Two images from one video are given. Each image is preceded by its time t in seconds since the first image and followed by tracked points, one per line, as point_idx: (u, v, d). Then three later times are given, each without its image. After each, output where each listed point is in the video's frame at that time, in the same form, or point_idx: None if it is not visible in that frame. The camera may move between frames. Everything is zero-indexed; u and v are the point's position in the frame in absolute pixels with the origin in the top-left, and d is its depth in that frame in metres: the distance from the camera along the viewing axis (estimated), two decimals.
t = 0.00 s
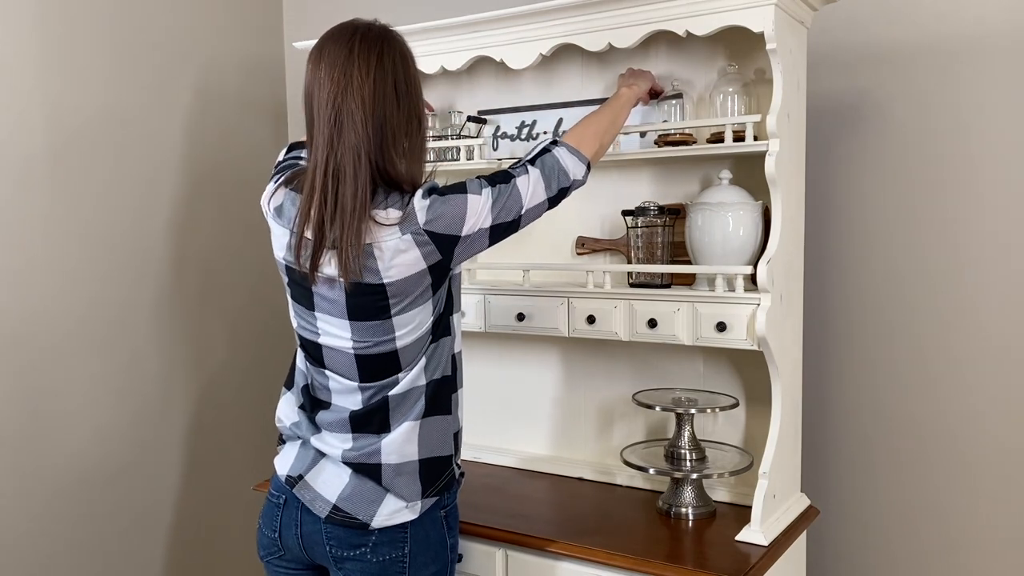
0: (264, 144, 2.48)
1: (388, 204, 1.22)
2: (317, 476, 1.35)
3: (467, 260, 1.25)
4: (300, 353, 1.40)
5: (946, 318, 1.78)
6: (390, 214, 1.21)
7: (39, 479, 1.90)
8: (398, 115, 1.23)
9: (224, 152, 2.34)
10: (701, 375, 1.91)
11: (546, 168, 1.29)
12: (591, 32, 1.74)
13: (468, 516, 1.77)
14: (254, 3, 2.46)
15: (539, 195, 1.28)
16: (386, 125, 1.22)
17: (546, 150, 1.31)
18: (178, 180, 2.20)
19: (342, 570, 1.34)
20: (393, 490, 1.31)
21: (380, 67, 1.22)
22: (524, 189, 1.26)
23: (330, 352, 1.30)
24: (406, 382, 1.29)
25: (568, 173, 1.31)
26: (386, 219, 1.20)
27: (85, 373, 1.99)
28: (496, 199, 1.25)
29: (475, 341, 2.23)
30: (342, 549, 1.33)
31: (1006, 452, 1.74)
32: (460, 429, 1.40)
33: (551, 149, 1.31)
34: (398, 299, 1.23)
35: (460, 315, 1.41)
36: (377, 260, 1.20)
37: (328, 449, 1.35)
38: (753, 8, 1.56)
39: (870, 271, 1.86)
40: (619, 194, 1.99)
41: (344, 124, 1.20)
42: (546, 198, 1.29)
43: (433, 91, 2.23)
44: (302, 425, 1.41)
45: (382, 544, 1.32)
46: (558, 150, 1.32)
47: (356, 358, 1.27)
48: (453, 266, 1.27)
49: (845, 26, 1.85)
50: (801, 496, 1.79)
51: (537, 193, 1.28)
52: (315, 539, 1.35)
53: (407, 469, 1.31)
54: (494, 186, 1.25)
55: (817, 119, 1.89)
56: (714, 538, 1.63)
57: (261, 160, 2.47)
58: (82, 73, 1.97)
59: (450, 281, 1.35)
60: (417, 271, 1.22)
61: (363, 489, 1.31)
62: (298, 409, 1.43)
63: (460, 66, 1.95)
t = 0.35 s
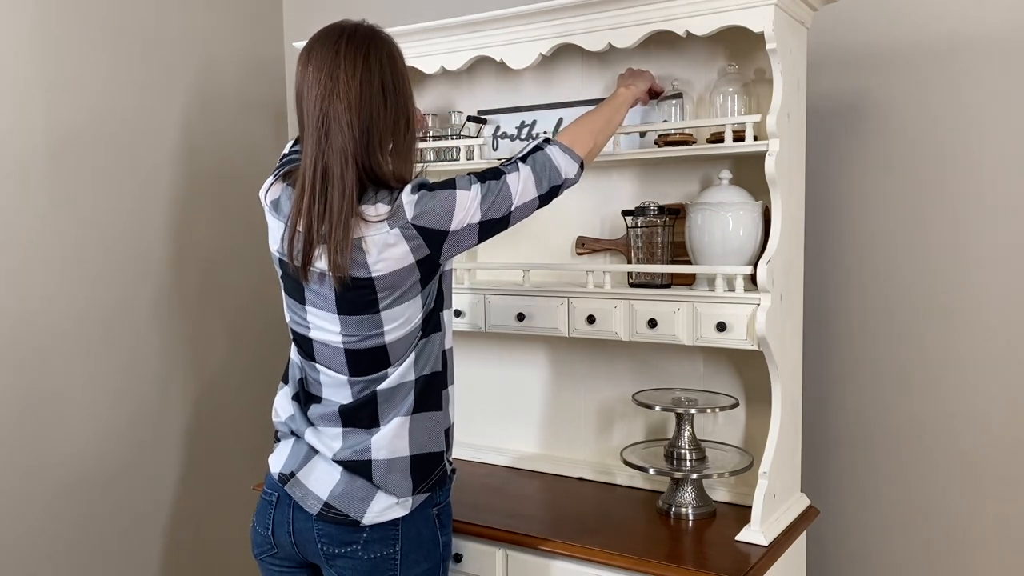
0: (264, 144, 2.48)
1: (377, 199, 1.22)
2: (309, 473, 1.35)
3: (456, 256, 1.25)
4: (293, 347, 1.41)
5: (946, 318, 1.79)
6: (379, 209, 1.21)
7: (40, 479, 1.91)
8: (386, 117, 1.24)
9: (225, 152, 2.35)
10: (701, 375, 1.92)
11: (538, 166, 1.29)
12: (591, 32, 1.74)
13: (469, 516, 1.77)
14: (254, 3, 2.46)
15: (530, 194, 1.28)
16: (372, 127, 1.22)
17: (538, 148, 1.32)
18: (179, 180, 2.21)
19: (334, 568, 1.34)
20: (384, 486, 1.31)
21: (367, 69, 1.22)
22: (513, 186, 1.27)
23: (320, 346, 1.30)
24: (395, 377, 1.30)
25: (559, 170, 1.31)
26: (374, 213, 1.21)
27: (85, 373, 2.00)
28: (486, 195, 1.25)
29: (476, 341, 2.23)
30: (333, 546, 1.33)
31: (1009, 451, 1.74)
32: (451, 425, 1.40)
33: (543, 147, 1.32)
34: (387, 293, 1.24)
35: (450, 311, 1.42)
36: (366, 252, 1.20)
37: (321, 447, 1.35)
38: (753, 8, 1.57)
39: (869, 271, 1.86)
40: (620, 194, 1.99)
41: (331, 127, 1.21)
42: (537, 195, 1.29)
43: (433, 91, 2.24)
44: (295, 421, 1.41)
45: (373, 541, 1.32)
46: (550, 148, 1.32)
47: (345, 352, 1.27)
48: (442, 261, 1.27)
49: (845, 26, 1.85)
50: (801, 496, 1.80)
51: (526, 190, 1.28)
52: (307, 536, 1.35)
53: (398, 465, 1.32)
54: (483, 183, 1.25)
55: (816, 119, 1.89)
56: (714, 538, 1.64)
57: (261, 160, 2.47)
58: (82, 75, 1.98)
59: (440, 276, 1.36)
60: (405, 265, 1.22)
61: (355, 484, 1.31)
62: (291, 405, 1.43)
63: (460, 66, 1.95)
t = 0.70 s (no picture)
0: (263, 144, 2.48)
1: (376, 198, 1.22)
2: (309, 472, 1.35)
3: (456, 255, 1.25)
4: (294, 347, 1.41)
5: (946, 318, 1.79)
6: (379, 208, 1.21)
7: (39, 479, 1.91)
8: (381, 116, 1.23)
9: (224, 152, 2.35)
10: (701, 375, 1.92)
11: (537, 164, 1.29)
12: (591, 32, 1.74)
13: (468, 516, 1.77)
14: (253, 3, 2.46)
15: (530, 192, 1.28)
16: (365, 125, 1.22)
17: (537, 146, 1.32)
18: (178, 180, 2.21)
19: (335, 567, 1.34)
20: (384, 485, 1.31)
21: (361, 67, 1.22)
22: (512, 184, 1.26)
23: (321, 346, 1.30)
24: (396, 376, 1.30)
25: (558, 169, 1.31)
26: (374, 211, 1.21)
27: (85, 373, 2.00)
28: (485, 193, 1.25)
29: (475, 341, 2.23)
30: (334, 546, 1.33)
31: (1009, 451, 1.74)
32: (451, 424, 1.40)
33: (541, 146, 1.31)
34: (388, 292, 1.24)
35: (450, 310, 1.42)
36: (366, 252, 1.20)
37: (322, 446, 1.35)
38: (753, 8, 1.57)
39: (869, 271, 1.86)
40: (620, 194, 1.99)
41: (322, 121, 1.21)
42: (537, 193, 1.29)
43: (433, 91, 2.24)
44: (295, 420, 1.41)
45: (374, 541, 1.32)
46: (549, 146, 1.32)
47: (346, 352, 1.27)
48: (443, 260, 1.27)
49: (845, 26, 1.85)
50: (801, 496, 1.79)
51: (527, 188, 1.28)
52: (307, 536, 1.35)
53: (398, 464, 1.32)
54: (483, 181, 1.25)
55: (816, 119, 1.89)
56: (714, 538, 1.64)
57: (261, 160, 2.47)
58: (82, 74, 1.98)
59: (440, 275, 1.36)
60: (406, 263, 1.22)
61: (356, 484, 1.31)
62: (291, 404, 1.43)
63: (460, 66, 1.95)
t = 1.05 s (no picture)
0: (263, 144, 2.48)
1: (372, 197, 1.22)
2: (311, 471, 1.36)
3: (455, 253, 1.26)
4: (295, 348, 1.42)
5: (946, 318, 1.79)
6: (376, 207, 1.21)
7: (40, 480, 1.91)
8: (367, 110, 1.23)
9: (225, 152, 2.35)
10: (702, 375, 1.92)
11: (534, 162, 1.30)
12: (591, 33, 1.75)
13: (469, 516, 1.77)
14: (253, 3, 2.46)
15: (528, 191, 1.29)
16: (350, 121, 1.22)
17: (534, 145, 1.32)
18: (178, 180, 2.21)
19: (335, 565, 1.34)
20: (384, 484, 1.31)
21: (344, 65, 1.22)
22: (510, 183, 1.27)
23: (322, 347, 1.30)
24: (396, 375, 1.30)
25: (555, 167, 1.31)
26: (372, 211, 1.21)
27: (85, 373, 2.00)
28: (482, 192, 1.25)
29: (476, 342, 2.24)
30: (335, 543, 1.33)
31: (1009, 451, 1.74)
32: (451, 423, 1.40)
33: (539, 144, 1.32)
34: (387, 292, 1.24)
35: (450, 309, 1.42)
36: (364, 252, 1.21)
37: (323, 445, 1.36)
38: (753, 8, 1.57)
39: (869, 271, 1.86)
40: (620, 195, 1.99)
41: (309, 122, 1.22)
42: (535, 190, 1.29)
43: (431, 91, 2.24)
44: (297, 421, 1.41)
45: (374, 538, 1.32)
46: (546, 145, 1.32)
47: (347, 352, 1.28)
48: (441, 259, 1.27)
49: (845, 26, 1.85)
50: (801, 496, 1.80)
51: (525, 187, 1.28)
52: (308, 534, 1.35)
53: (398, 463, 1.32)
54: (480, 180, 1.25)
55: (816, 119, 1.90)
56: (714, 538, 1.64)
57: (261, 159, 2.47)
58: (82, 74, 1.98)
59: (439, 275, 1.36)
60: (404, 263, 1.23)
61: (356, 482, 1.32)
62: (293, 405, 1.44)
63: (460, 66, 1.95)
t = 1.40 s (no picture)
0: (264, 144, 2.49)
1: (369, 200, 1.23)
2: (314, 470, 1.36)
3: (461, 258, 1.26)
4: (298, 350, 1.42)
5: (945, 318, 1.79)
6: (382, 213, 1.21)
7: (40, 479, 1.91)
8: (357, 114, 1.23)
9: (225, 152, 2.35)
10: (702, 375, 1.92)
11: (540, 169, 1.30)
12: (591, 32, 1.75)
13: (469, 516, 1.77)
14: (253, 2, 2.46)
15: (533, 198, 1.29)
16: (329, 123, 1.22)
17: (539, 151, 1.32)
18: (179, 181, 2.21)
19: (338, 563, 1.35)
20: (387, 484, 1.32)
21: (319, 67, 1.23)
22: (516, 189, 1.27)
23: (329, 351, 1.30)
24: (402, 378, 1.30)
25: (560, 173, 1.31)
26: (378, 216, 1.21)
27: (85, 373, 2.00)
28: (489, 198, 1.25)
29: (476, 341, 2.24)
30: (337, 541, 1.33)
31: (1008, 451, 1.74)
32: (455, 424, 1.41)
33: (544, 150, 1.32)
34: (393, 296, 1.24)
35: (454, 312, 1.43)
36: (371, 258, 1.21)
37: (326, 445, 1.36)
38: (753, 8, 1.57)
39: (869, 271, 1.87)
40: (620, 195, 2.00)
41: (301, 124, 1.23)
42: (540, 197, 1.30)
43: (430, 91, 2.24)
44: (300, 421, 1.42)
45: (377, 536, 1.33)
46: (552, 151, 1.32)
47: (352, 355, 1.28)
48: (447, 263, 1.27)
49: (846, 26, 1.85)
50: (801, 496, 1.80)
51: (531, 194, 1.28)
52: (310, 532, 1.36)
53: (401, 463, 1.32)
54: (487, 186, 1.25)
55: (817, 119, 1.90)
56: (714, 538, 1.64)
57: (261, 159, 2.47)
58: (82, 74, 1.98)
59: (443, 278, 1.37)
60: (412, 268, 1.23)
61: (359, 481, 1.32)
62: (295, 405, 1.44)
63: (460, 66, 1.95)
